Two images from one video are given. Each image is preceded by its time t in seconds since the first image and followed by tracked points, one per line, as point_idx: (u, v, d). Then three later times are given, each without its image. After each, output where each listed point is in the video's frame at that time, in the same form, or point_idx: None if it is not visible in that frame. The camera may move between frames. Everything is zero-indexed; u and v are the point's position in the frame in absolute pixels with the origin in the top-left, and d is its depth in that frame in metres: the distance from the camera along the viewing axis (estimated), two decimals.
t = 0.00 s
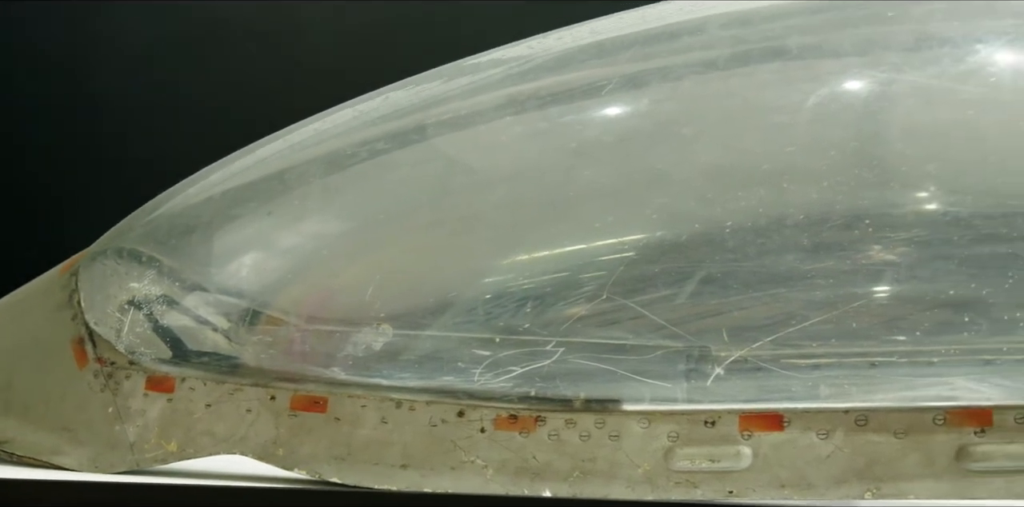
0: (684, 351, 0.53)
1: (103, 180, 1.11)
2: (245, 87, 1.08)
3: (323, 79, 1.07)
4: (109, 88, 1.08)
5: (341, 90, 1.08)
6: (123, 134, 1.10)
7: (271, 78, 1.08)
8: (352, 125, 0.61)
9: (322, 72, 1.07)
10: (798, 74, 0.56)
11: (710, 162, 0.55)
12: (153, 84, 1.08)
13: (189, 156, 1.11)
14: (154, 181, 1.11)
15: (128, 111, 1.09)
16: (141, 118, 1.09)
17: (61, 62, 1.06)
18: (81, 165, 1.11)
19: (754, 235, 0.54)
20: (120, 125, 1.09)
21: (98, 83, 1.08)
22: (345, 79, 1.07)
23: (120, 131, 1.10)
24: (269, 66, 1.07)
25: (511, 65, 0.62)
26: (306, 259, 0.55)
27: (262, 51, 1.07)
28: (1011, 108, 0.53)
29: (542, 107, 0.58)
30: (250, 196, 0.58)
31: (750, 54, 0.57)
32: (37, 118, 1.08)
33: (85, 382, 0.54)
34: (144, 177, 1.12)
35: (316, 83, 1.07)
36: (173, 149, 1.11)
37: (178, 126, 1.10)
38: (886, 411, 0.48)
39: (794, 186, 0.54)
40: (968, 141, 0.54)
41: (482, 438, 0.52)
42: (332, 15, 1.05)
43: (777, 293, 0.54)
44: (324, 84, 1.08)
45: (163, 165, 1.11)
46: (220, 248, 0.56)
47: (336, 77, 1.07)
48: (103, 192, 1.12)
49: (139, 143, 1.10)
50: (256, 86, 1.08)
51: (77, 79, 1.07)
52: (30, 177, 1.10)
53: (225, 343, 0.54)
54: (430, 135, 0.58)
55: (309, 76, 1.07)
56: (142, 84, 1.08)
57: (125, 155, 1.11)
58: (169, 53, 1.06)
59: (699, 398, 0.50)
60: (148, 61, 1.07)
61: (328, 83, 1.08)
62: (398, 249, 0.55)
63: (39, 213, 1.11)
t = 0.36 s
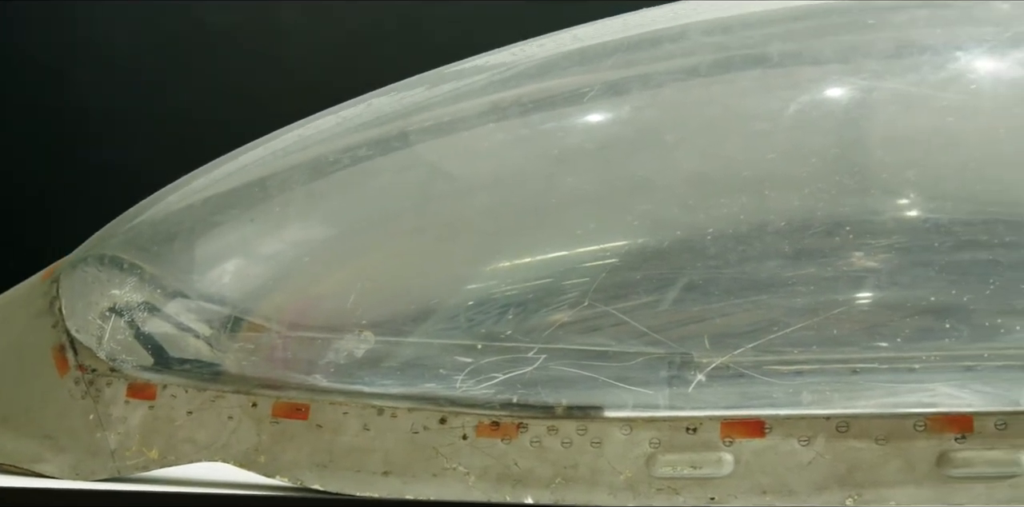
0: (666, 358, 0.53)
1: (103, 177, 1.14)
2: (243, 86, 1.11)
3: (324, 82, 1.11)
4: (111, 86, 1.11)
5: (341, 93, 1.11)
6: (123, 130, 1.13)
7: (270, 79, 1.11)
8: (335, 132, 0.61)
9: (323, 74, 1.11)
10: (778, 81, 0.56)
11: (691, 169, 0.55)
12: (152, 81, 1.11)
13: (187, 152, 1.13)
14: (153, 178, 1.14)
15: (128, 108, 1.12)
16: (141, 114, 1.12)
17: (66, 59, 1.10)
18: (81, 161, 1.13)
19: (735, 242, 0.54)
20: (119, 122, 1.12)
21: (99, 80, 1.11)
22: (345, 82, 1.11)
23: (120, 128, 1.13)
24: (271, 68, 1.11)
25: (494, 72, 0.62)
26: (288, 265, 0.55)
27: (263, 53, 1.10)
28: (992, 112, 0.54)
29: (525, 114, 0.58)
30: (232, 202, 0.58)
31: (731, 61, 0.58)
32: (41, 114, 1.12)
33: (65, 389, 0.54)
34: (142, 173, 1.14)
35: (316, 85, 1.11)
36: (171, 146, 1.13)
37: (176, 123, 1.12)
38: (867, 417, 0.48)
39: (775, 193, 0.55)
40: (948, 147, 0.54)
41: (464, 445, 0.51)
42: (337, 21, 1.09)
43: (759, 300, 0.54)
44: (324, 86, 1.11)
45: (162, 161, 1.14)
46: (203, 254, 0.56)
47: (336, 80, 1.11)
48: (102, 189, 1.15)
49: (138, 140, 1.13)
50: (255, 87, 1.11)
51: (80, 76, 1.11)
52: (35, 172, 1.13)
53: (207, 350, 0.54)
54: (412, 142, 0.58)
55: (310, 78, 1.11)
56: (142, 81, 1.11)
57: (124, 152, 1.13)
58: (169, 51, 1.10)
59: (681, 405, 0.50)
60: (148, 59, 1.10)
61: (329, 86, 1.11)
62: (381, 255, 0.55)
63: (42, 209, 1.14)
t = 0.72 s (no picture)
0: (649, 363, 0.53)
1: (95, 177, 1.14)
2: (236, 90, 1.12)
3: (315, 89, 1.12)
4: (105, 86, 1.12)
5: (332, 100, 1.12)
6: (116, 131, 1.13)
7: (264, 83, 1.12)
8: (317, 138, 0.61)
9: (314, 80, 1.12)
10: (759, 87, 0.56)
11: (673, 176, 0.56)
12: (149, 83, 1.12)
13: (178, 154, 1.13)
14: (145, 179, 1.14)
15: (123, 109, 1.13)
16: (135, 115, 1.13)
17: (64, 60, 1.11)
18: (74, 161, 1.14)
19: (717, 248, 0.55)
20: (114, 123, 1.13)
21: (93, 81, 1.12)
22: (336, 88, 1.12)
23: (114, 129, 1.13)
24: (264, 73, 1.12)
25: (477, 78, 0.62)
26: (271, 271, 0.55)
27: (256, 58, 1.11)
28: (973, 120, 0.54)
29: (508, 120, 0.58)
30: (214, 209, 0.58)
31: (712, 66, 0.57)
32: (36, 113, 1.12)
33: (47, 395, 0.54)
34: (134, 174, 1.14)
35: (308, 93, 1.12)
36: (164, 147, 1.14)
37: (169, 125, 1.13)
38: (849, 423, 0.48)
39: (757, 199, 0.55)
40: (929, 153, 0.54)
41: (447, 451, 0.51)
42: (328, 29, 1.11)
43: (741, 306, 0.54)
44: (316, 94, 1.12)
45: (155, 162, 1.14)
46: (186, 260, 0.56)
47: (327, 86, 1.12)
48: (96, 190, 1.15)
49: (132, 141, 1.14)
50: (247, 91, 1.12)
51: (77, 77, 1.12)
52: (26, 172, 1.13)
53: (189, 356, 0.54)
54: (395, 148, 0.58)
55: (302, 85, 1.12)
56: (138, 83, 1.12)
57: (118, 153, 1.14)
58: (166, 54, 1.11)
59: (664, 411, 0.50)
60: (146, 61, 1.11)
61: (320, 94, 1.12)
62: (363, 262, 0.55)
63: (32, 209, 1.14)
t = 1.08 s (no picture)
0: (632, 368, 0.53)
1: (84, 181, 1.14)
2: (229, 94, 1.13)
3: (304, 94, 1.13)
4: (104, 91, 1.12)
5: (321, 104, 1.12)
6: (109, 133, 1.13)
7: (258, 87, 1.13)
8: (301, 143, 0.61)
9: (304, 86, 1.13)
10: (742, 92, 0.56)
11: (655, 181, 0.56)
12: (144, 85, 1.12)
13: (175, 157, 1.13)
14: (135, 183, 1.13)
15: (122, 114, 1.13)
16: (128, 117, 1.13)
17: (63, 62, 1.12)
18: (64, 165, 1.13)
19: (699, 254, 0.55)
20: (106, 125, 1.13)
21: (93, 86, 1.12)
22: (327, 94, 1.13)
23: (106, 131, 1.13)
24: (257, 78, 1.13)
25: (461, 83, 0.62)
26: (253, 276, 0.55)
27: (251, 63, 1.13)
28: (953, 126, 0.54)
29: (492, 125, 0.58)
30: (196, 214, 0.58)
31: (695, 72, 0.58)
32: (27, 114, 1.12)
33: (29, 401, 0.54)
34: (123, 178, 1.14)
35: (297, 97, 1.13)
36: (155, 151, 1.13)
37: (167, 128, 1.13)
38: (832, 428, 0.48)
39: (740, 204, 0.55)
40: (913, 158, 0.54)
41: (429, 456, 0.51)
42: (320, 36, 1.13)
43: (723, 311, 0.54)
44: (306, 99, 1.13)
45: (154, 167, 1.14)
46: (168, 266, 0.56)
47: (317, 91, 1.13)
48: (91, 194, 1.14)
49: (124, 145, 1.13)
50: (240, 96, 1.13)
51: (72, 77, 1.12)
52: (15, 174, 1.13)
53: (172, 361, 0.54)
54: (378, 153, 0.58)
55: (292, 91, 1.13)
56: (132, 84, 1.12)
57: (109, 157, 1.13)
58: (163, 56, 1.12)
59: (646, 415, 0.50)
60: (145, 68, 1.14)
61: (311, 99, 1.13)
62: (346, 268, 0.55)
63: (18, 212, 1.13)
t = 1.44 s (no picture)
0: (616, 372, 0.53)
1: (79, 186, 1.11)
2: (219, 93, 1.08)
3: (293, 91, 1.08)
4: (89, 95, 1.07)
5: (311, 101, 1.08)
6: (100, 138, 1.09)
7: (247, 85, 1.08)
8: (283, 147, 0.61)
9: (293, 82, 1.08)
10: (725, 96, 0.56)
11: (639, 185, 0.56)
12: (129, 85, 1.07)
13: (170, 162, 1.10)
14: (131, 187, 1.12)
15: (111, 119, 1.09)
16: (118, 120, 1.09)
17: (40, 65, 1.06)
18: (55, 171, 1.10)
19: (683, 258, 0.55)
20: (95, 130, 1.09)
21: (77, 90, 1.07)
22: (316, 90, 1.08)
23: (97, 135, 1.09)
24: (247, 76, 1.08)
25: (444, 87, 0.62)
26: (237, 281, 0.55)
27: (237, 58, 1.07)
28: (936, 131, 0.54)
29: (475, 129, 0.58)
30: (178, 218, 0.58)
31: (680, 76, 0.57)
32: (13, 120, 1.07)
33: (11, 406, 0.54)
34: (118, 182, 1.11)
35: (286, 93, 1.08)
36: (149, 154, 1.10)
37: (161, 133, 1.09)
38: (815, 432, 0.49)
39: (724, 208, 0.55)
40: (897, 164, 0.54)
41: (413, 460, 0.51)
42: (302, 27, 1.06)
43: (707, 315, 0.54)
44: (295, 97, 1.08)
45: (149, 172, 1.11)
46: (151, 269, 0.56)
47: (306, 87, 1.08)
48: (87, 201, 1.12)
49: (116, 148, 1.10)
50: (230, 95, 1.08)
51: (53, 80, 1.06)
52: (6, 182, 1.09)
53: (155, 366, 0.54)
54: (361, 157, 0.58)
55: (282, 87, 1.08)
56: (118, 85, 1.07)
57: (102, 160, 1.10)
58: (143, 53, 1.05)
59: (630, 420, 0.51)
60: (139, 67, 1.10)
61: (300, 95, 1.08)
62: (329, 272, 0.55)
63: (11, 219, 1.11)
